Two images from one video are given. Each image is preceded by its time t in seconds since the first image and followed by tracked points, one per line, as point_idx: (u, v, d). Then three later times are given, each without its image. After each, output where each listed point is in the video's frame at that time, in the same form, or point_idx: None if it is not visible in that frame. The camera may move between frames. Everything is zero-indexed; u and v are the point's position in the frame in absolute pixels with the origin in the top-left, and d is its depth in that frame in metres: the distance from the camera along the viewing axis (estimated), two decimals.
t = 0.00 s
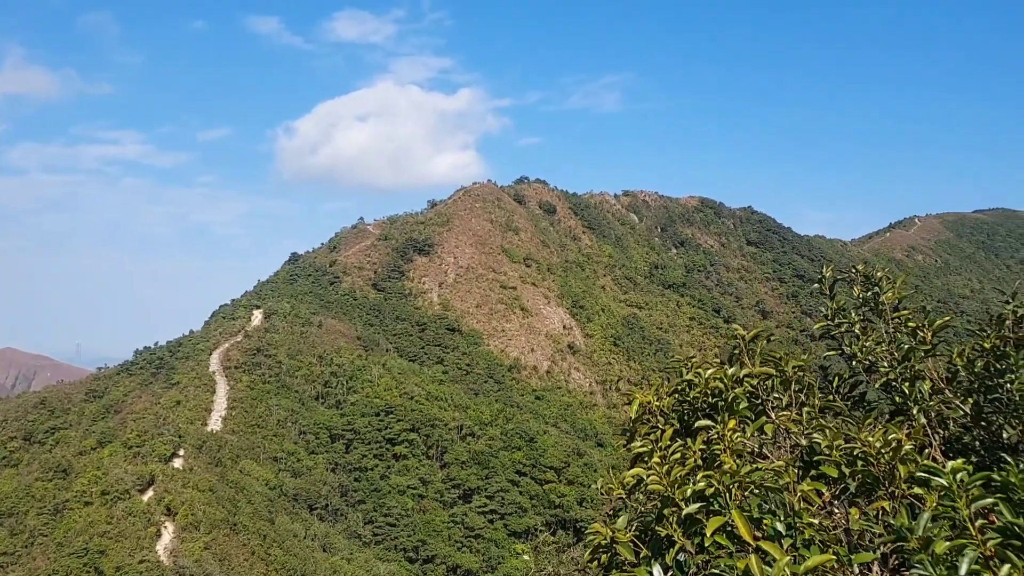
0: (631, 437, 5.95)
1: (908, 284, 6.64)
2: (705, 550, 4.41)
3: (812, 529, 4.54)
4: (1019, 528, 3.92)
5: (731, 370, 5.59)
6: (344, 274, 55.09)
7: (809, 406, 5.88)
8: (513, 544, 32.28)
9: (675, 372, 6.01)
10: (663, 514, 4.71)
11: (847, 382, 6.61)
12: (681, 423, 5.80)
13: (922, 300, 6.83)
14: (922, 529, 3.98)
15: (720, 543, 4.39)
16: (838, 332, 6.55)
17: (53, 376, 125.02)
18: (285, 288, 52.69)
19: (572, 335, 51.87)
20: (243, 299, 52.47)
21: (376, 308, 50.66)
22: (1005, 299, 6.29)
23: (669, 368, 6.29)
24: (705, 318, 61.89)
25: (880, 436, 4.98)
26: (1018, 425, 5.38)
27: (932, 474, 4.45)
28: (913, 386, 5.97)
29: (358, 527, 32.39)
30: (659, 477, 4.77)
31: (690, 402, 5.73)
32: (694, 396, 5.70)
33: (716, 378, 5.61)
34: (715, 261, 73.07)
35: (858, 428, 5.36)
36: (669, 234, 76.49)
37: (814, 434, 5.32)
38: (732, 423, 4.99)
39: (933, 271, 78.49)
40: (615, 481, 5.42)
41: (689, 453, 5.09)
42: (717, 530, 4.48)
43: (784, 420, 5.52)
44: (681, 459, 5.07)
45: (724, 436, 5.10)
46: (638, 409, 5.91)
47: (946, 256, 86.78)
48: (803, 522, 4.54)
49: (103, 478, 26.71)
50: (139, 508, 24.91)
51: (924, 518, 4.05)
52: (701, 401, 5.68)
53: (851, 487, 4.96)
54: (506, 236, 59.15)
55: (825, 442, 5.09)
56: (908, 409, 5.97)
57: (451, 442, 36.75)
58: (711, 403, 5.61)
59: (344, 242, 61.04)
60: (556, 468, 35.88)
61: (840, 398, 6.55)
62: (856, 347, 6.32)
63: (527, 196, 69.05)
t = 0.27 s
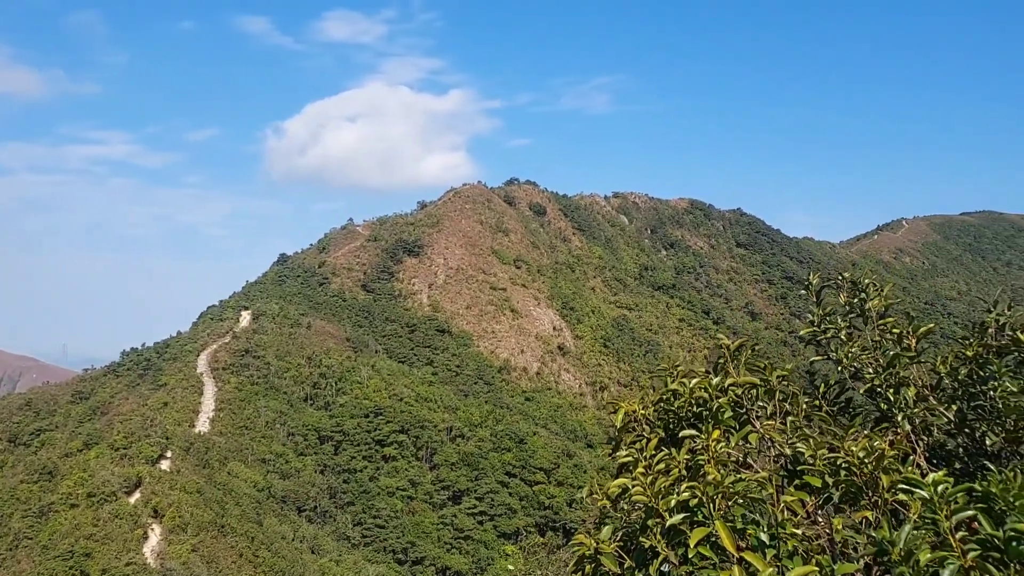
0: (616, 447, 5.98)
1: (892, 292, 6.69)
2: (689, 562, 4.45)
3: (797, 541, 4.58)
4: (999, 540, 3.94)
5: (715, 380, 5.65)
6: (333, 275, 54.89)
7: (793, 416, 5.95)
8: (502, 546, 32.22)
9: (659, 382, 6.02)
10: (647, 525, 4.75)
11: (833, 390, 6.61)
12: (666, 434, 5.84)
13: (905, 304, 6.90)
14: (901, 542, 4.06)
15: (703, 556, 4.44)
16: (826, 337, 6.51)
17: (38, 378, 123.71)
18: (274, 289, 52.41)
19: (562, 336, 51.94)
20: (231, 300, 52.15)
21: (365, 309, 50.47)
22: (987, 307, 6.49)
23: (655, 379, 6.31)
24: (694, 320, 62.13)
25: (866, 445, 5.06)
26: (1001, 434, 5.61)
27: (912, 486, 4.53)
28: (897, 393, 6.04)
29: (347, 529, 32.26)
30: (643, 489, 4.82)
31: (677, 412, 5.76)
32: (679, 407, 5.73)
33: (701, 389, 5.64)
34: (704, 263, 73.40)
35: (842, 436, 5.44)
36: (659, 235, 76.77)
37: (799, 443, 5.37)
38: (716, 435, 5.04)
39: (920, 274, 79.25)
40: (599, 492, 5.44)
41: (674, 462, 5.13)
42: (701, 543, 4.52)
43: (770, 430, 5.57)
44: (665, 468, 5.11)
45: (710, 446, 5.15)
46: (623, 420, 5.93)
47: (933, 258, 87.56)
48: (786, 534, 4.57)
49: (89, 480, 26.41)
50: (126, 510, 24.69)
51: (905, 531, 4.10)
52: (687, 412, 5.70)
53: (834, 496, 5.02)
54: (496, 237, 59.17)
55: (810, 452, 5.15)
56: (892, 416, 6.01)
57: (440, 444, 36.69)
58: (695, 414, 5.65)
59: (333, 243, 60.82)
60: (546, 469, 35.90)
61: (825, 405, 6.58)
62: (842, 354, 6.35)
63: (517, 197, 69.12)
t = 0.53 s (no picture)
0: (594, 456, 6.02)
1: (868, 300, 6.79)
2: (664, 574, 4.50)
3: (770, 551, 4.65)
4: (970, 552, 3.98)
5: (694, 389, 5.67)
6: (316, 275, 54.52)
7: (769, 426, 6.05)
8: (485, 548, 32.14)
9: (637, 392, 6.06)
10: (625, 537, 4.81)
11: (811, 398, 6.77)
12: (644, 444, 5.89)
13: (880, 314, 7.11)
14: (874, 555, 4.04)
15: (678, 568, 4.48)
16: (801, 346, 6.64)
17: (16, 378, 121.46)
18: (255, 290, 51.96)
19: (545, 337, 52.02)
20: (211, 300, 51.59)
21: (348, 310, 50.17)
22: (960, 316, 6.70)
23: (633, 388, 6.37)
24: (677, 321, 62.50)
25: (839, 455, 5.17)
26: (975, 441, 5.65)
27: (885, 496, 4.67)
28: (871, 401, 6.18)
29: (327, 532, 31.90)
30: (619, 500, 4.88)
31: (654, 421, 5.80)
32: (656, 417, 5.77)
33: (678, 398, 5.66)
34: (687, 264, 73.92)
35: (815, 447, 5.56)
36: (643, 236, 77.16)
37: (774, 453, 5.45)
38: (693, 446, 5.11)
39: (899, 277, 80.40)
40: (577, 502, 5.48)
41: (651, 474, 5.17)
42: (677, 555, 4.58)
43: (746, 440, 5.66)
44: (642, 479, 5.15)
45: (686, 457, 5.20)
46: (601, 429, 5.97)
47: (912, 261, 88.84)
48: (761, 544, 4.66)
49: (65, 483, 26.02)
50: (102, 514, 24.32)
51: (877, 544, 4.10)
52: (664, 422, 5.75)
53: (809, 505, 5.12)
54: (479, 238, 59.14)
55: (786, 461, 5.23)
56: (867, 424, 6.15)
57: (422, 445, 36.61)
58: (673, 424, 5.70)
59: (315, 243, 60.39)
60: (528, 471, 35.89)
61: (802, 413, 6.70)
62: (816, 363, 6.46)
63: (501, 198, 69.17)
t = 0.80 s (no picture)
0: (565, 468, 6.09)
1: (834, 312, 6.91)
2: None
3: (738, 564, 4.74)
4: (931, 566, 4.10)
5: (663, 402, 5.81)
6: (288, 280, 53.92)
7: (737, 437, 6.20)
8: (458, 556, 32.00)
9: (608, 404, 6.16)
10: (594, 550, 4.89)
11: (778, 408, 6.86)
12: (614, 455, 5.97)
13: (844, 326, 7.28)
14: (836, 568, 4.20)
15: None
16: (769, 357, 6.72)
17: None
18: (226, 295, 51.21)
19: (520, 343, 52.14)
20: (181, 305, 50.68)
21: (321, 316, 49.71)
22: (922, 329, 6.90)
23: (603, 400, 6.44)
24: (651, 328, 63.02)
25: (805, 468, 5.32)
26: (937, 453, 5.97)
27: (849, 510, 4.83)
28: (838, 413, 6.33)
29: (299, 539, 31.34)
30: (588, 514, 4.96)
31: (624, 434, 5.90)
32: (625, 429, 5.89)
33: (647, 412, 5.80)
34: (661, 271, 74.69)
35: (782, 459, 5.71)
36: (617, 243, 77.80)
37: (742, 466, 5.58)
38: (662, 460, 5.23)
39: (866, 285, 82.25)
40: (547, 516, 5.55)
41: (619, 487, 5.27)
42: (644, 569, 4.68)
43: (715, 452, 5.78)
44: (610, 492, 5.25)
45: (653, 470, 5.32)
46: (572, 441, 6.04)
47: (880, 268, 90.75)
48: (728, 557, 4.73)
49: (28, 492, 25.32)
50: (67, 524, 23.70)
51: (840, 557, 4.24)
52: (633, 434, 5.85)
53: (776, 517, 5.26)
54: (454, 244, 59.12)
55: (753, 474, 5.36)
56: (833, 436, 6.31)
57: (395, 452, 36.40)
58: (642, 436, 5.80)
59: (288, 248, 59.74)
60: (502, 478, 35.89)
61: (770, 424, 6.82)
62: (784, 374, 6.56)
63: (476, 204, 69.28)
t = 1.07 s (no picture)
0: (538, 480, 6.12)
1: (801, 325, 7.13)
2: None
3: None
4: None
5: (636, 414, 5.91)
6: (263, 286, 53.30)
7: (709, 449, 6.30)
8: (434, 563, 31.79)
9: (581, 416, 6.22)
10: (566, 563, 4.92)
11: (748, 420, 7.00)
12: (586, 467, 6.01)
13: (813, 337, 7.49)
14: None
15: None
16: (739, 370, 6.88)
17: None
18: (199, 301, 50.46)
19: (497, 350, 52.14)
20: (152, 312, 49.79)
21: (296, 322, 49.20)
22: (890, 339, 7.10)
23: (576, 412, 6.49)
24: (628, 334, 63.39)
25: (778, 480, 5.45)
26: (907, 463, 6.14)
27: (820, 522, 4.95)
28: (808, 425, 6.50)
29: (273, 549, 30.93)
30: (560, 527, 4.99)
31: (596, 445, 5.96)
32: (598, 441, 5.94)
33: (619, 424, 5.88)
34: (638, 277, 75.26)
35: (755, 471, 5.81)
36: (594, 249, 78.24)
37: (715, 477, 5.67)
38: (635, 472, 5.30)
39: (838, 291, 83.72)
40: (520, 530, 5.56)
41: (592, 500, 5.32)
42: None
43: (687, 464, 5.86)
44: (582, 505, 5.29)
45: (626, 482, 5.38)
46: (545, 452, 6.07)
47: (852, 275, 92.41)
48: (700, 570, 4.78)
49: None
50: (35, 533, 23.08)
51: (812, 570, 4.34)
52: (606, 447, 5.91)
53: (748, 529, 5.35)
54: (431, 250, 59.00)
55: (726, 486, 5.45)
56: (803, 447, 6.50)
57: (371, 460, 36.15)
58: (614, 449, 5.86)
59: (262, 254, 59.07)
60: (479, 485, 35.78)
61: (741, 436, 6.94)
62: (753, 388, 6.77)
63: (453, 210, 69.24)
